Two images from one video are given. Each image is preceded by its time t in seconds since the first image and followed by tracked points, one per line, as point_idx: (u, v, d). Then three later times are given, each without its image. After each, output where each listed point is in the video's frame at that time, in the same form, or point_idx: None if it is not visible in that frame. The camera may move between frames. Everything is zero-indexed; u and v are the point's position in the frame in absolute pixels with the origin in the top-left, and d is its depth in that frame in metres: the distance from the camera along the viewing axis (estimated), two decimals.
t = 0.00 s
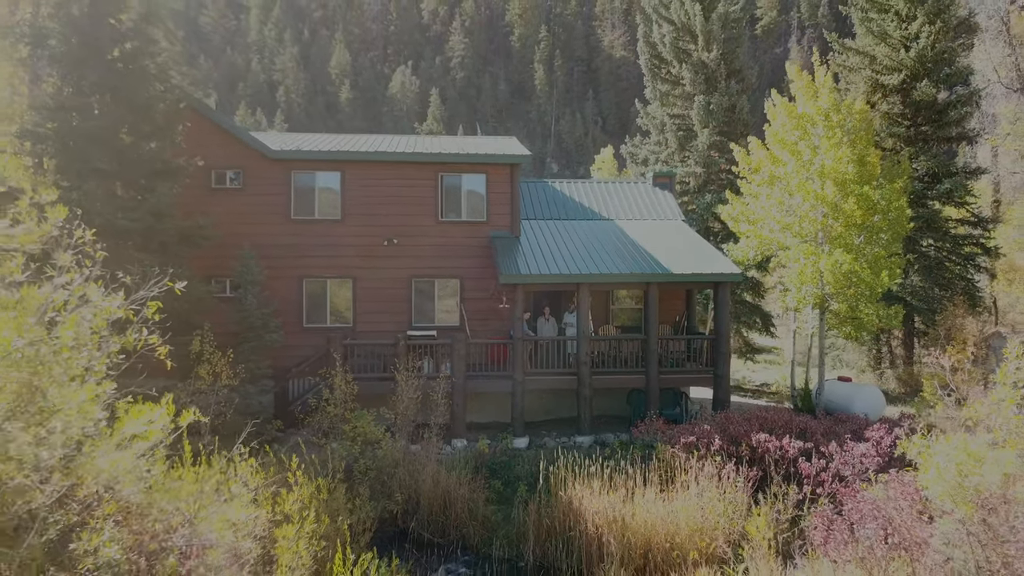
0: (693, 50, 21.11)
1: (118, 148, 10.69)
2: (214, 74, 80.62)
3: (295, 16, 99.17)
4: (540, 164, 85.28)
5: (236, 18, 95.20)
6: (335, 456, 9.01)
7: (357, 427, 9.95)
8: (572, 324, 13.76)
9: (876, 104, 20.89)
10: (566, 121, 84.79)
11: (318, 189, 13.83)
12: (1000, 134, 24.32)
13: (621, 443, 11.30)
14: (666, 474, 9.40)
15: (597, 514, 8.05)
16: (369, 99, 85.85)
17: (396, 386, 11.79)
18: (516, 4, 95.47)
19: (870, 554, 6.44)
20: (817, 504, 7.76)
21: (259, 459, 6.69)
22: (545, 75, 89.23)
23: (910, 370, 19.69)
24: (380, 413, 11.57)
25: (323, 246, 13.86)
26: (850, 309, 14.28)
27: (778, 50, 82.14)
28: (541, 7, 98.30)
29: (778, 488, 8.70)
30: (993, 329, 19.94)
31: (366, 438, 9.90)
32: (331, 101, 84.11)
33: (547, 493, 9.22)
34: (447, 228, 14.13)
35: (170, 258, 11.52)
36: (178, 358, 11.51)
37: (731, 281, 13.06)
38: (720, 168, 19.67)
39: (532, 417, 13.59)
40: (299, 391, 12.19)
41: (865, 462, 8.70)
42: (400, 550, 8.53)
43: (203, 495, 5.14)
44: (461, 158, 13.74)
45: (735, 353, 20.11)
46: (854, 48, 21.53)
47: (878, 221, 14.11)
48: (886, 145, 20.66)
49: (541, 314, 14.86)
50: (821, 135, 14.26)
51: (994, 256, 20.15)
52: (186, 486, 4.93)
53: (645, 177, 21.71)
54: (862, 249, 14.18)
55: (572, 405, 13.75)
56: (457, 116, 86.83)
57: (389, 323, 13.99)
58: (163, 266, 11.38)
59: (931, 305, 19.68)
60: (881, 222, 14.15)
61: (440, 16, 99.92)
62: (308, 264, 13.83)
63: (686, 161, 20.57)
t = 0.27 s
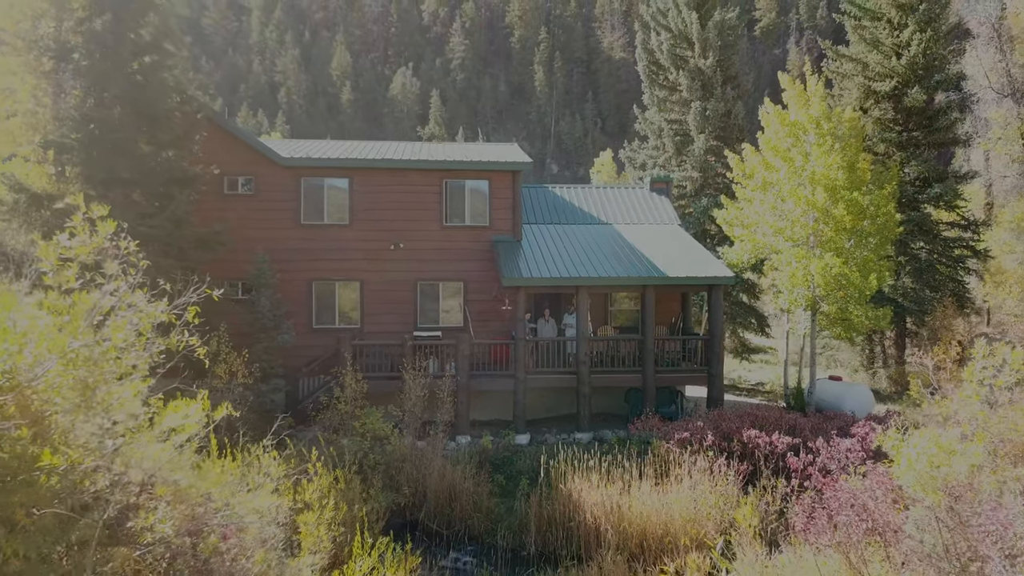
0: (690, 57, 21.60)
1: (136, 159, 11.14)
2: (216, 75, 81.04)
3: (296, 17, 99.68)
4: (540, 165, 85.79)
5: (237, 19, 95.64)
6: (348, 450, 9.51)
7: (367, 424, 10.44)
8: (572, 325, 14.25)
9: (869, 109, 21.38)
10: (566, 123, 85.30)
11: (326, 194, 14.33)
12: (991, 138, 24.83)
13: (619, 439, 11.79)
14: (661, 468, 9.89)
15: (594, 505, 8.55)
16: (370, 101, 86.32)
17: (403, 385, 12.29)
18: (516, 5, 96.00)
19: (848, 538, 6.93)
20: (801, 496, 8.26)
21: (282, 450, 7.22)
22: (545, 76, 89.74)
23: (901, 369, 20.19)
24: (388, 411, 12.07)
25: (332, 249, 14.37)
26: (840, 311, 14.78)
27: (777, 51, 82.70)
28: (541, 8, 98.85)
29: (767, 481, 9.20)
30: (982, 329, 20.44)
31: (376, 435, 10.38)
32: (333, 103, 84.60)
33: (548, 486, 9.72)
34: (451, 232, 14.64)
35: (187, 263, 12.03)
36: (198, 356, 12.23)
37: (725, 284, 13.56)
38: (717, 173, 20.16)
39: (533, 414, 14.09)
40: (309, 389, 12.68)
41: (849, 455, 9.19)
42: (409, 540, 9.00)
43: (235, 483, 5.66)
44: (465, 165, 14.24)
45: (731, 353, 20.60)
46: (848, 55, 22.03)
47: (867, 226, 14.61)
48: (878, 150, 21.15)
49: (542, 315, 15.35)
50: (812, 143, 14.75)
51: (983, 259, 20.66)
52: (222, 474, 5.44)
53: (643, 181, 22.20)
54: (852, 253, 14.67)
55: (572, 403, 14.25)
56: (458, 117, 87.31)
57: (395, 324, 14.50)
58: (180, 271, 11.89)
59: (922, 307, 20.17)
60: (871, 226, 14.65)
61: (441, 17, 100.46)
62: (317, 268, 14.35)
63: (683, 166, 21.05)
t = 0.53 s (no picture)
0: (687, 64, 22.13)
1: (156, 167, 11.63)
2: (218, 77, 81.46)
3: (297, 19, 100.15)
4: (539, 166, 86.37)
5: (238, 21, 96.04)
6: (359, 443, 10.04)
7: (376, 421, 10.96)
8: (571, 326, 14.78)
9: (861, 115, 21.92)
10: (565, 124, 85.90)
11: (335, 201, 14.86)
12: (981, 142, 25.38)
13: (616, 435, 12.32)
14: (655, 462, 10.42)
15: (591, 496, 9.08)
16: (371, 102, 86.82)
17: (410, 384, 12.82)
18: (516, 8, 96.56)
19: (826, 525, 7.46)
20: (785, 488, 8.79)
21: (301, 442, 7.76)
22: (545, 78, 90.28)
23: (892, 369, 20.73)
24: (395, 408, 12.59)
25: (340, 253, 14.89)
26: (830, 312, 15.32)
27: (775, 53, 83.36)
28: (541, 10, 99.41)
29: (755, 474, 9.72)
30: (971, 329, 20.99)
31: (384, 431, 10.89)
32: (334, 105, 85.08)
33: (548, 479, 10.26)
34: (455, 237, 15.16)
35: (203, 267, 12.57)
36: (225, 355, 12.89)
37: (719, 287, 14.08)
38: (712, 178, 20.69)
39: (534, 412, 14.62)
40: (319, 388, 13.19)
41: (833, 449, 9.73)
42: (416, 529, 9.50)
43: (260, 470, 6.19)
44: (468, 172, 14.77)
45: (727, 353, 21.12)
46: (840, 62, 22.55)
47: (856, 231, 15.15)
48: (869, 155, 21.68)
49: (543, 316, 15.88)
50: (803, 150, 15.29)
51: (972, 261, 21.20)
52: (250, 463, 5.97)
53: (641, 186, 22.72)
54: (841, 256, 15.20)
55: (571, 401, 14.78)
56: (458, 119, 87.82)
57: (400, 325, 15.03)
58: (197, 274, 12.42)
59: (912, 308, 20.72)
60: (859, 231, 15.18)
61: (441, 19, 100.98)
62: (326, 271, 14.88)
63: (679, 170, 21.54)
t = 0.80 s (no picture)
0: (683, 72, 22.70)
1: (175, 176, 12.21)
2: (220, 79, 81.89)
3: (298, 21, 100.74)
4: (540, 168, 86.99)
5: (239, 23, 96.45)
6: (370, 438, 10.62)
7: (385, 418, 11.53)
8: (570, 327, 15.36)
9: (853, 121, 22.50)
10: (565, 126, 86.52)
11: (343, 207, 15.45)
12: (971, 147, 25.97)
13: (614, 431, 12.90)
14: (650, 456, 11.00)
15: (589, 487, 9.66)
16: (372, 104, 87.40)
17: (417, 383, 13.38)
18: (516, 10, 97.16)
19: (807, 514, 8.05)
20: (771, 478, 9.38)
21: (319, 434, 8.35)
22: (545, 80, 90.88)
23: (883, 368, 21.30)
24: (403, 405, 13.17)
25: (348, 257, 15.48)
26: (819, 313, 15.94)
27: (773, 56, 84.00)
28: (540, 12, 100.04)
29: (743, 466, 10.31)
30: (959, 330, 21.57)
31: (393, 427, 11.46)
32: (335, 106, 85.63)
33: (549, 472, 10.84)
34: (459, 241, 15.74)
35: (221, 271, 13.14)
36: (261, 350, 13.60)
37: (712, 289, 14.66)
38: (708, 182, 21.25)
39: (534, 410, 15.20)
40: (330, 386, 13.76)
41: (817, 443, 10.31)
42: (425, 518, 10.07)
43: (287, 459, 6.77)
44: (471, 179, 15.36)
45: (722, 353, 21.68)
46: (833, 70, 23.14)
47: (845, 235, 15.74)
48: (861, 160, 22.27)
49: (543, 318, 16.45)
50: (793, 157, 15.88)
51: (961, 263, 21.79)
52: (277, 452, 6.56)
53: (638, 190, 23.28)
54: (831, 259, 15.80)
55: (571, 399, 15.36)
56: (459, 120, 88.34)
57: (406, 326, 15.61)
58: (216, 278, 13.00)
59: (902, 308, 21.31)
60: (848, 236, 15.77)
61: (441, 22, 101.55)
62: (335, 274, 15.46)
63: (676, 175, 22.06)
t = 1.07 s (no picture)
0: (679, 79, 23.30)
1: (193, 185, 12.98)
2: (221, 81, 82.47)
3: (299, 23, 101.35)
4: (539, 169, 87.69)
5: (240, 24, 96.98)
6: (380, 432, 11.25)
7: (393, 413, 12.19)
8: (569, 328, 15.99)
9: (844, 127, 23.12)
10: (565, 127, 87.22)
11: (351, 212, 16.08)
12: (961, 151, 26.64)
13: (610, 427, 13.52)
14: (644, 449, 11.63)
15: (586, 478, 10.28)
16: (373, 105, 88.02)
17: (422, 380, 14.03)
18: (516, 12, 97.86)
19: (788, 501, 8.66)
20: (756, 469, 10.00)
21: (335, 427, 8.99)
22: (544, 81, 91.57)
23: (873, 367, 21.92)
24: (410, 402, 13.82)
25: (356, 261, 16.11)
26: (808, 314, 16.58)
27: (771, 58, 84.98)
28: (540, 14, 100.72)
29: (732, 459, 10.93)
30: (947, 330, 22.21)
31: (400, 422, 12.11)
32: (336, 108, 86.24)
33: (549, 464, 11.47)
34: (462, 245, 16.37)
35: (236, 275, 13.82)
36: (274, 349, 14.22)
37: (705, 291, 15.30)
38: (703, 187, 21.84)
39: (535, 407, 15.83)
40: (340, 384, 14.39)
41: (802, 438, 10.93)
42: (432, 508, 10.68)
43: (309, 449, 7.40)
44: (474, 185, 15.98)
45: (717, 352, 22.32)
46: (825, 77, 23.79)
47: (833, 239, 16.37)
48: (852, 165, 22.88)
49: (543, 319, 17.08)
50: (784, 164, 16.50)
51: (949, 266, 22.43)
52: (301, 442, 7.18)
53: (636, 194, 23.88)
54: (819, 263, 16.44)
55: (569, 396, 15.99)
56: (459, 122, 89.03)
57: (412, 326, 16.24)
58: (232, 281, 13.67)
59: (891, 309, 21.96)
60: (836, 240, 16.40)
61: (441, 24, 102.20)
62: (343, 277, 16.09)
63: (672, 179, 22.49)
